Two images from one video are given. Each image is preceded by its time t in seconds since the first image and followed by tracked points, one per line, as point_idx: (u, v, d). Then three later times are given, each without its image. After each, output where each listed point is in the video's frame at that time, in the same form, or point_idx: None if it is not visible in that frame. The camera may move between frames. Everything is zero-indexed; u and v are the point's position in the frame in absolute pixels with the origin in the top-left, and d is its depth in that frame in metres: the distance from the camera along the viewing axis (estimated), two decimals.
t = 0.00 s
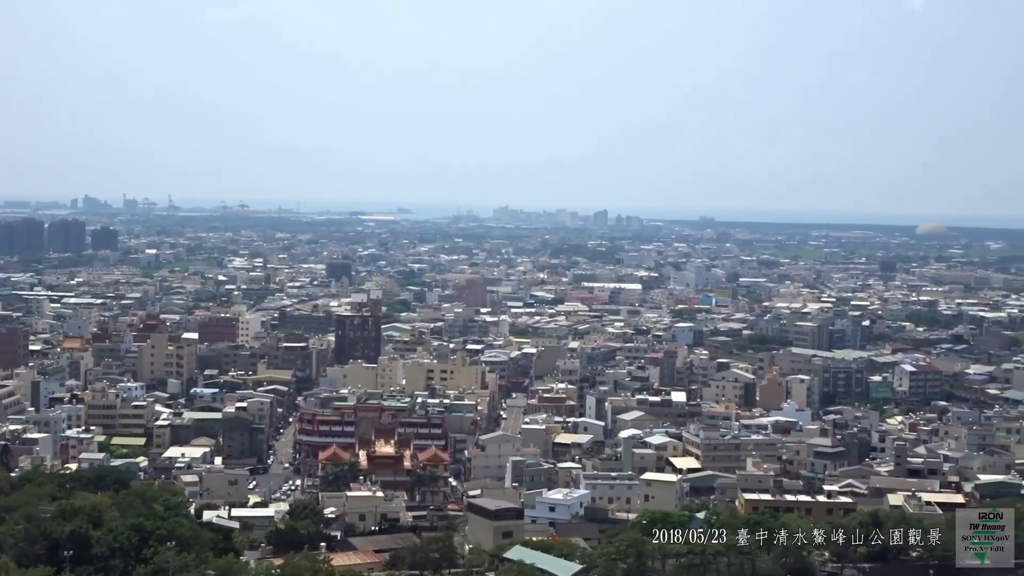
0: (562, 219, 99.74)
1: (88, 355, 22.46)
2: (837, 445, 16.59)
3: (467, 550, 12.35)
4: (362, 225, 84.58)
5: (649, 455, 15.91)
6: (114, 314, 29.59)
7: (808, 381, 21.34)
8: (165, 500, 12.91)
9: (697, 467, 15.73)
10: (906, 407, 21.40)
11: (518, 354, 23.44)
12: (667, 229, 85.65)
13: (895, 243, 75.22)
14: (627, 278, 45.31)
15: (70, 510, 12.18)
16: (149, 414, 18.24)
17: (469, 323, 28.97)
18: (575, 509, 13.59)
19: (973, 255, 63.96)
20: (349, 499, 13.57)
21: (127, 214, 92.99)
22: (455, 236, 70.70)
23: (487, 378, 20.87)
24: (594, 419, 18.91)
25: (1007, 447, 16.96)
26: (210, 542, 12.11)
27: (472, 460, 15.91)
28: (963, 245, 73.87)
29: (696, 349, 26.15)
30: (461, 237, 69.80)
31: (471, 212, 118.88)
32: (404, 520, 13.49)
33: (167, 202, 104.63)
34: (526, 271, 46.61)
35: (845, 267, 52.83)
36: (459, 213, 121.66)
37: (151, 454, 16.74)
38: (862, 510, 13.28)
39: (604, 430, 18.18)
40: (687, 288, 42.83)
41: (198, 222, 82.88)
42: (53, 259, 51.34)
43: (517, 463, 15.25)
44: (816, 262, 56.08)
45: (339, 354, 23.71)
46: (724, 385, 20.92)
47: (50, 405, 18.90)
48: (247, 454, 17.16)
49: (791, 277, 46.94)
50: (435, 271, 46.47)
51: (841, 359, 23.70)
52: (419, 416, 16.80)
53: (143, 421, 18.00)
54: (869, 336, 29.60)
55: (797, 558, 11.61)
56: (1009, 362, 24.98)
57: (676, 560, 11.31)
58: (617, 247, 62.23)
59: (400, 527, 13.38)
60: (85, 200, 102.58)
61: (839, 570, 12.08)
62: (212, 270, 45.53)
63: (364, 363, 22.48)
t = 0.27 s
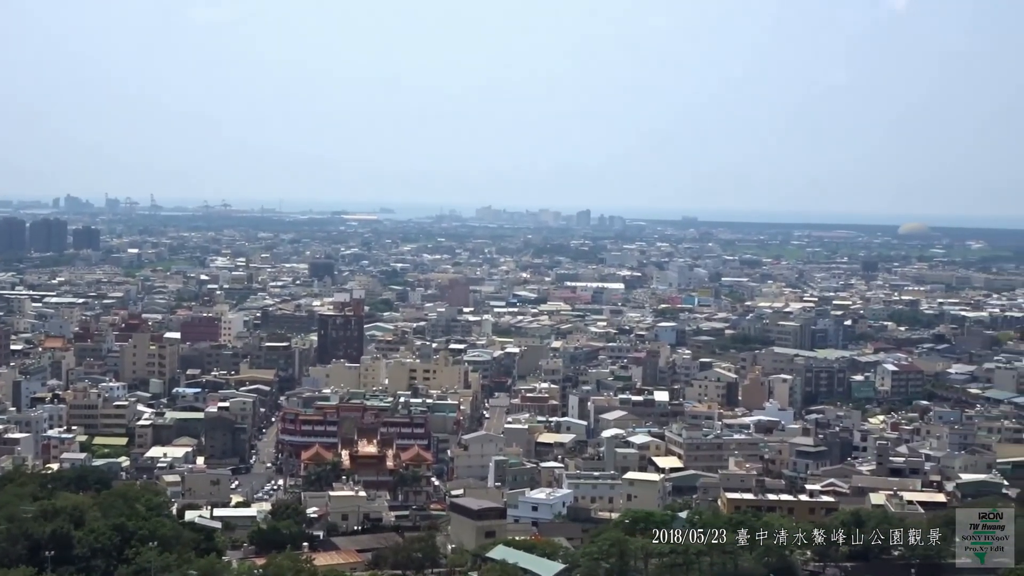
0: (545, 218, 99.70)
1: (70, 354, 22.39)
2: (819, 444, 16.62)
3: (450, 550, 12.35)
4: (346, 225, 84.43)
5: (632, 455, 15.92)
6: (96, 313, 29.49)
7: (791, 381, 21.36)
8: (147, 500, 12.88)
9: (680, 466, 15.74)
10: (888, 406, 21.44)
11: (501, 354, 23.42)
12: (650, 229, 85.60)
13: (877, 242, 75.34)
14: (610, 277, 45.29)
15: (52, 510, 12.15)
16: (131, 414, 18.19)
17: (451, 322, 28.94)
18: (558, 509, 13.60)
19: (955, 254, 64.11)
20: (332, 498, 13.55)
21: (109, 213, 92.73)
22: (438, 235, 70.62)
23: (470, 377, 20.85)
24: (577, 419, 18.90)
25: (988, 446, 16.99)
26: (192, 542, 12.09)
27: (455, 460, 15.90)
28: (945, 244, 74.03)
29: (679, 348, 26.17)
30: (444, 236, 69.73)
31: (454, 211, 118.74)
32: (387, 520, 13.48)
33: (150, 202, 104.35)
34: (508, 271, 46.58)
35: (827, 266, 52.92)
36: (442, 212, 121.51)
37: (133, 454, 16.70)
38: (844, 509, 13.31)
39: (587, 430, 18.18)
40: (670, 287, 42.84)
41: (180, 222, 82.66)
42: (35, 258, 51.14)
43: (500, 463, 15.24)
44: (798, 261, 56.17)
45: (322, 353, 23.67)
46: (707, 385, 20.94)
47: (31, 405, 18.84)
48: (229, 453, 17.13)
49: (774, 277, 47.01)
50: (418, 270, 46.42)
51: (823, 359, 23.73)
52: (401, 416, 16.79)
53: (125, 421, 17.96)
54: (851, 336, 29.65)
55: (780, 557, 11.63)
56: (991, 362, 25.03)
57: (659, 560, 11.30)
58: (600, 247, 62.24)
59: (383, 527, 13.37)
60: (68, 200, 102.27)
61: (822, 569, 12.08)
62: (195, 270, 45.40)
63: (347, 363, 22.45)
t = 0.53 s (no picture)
0: (525, 220, 99.77)
1: (48, 356, 22.33)
2: (799, 444, 16.65)
3: (431, 551, 12.34)
4: (326, 226, 84.39)
5: (612, 455, 15.93)
6: (75, 315, 29.41)
7: (771, 381, 21.41)
8: (126, 502, 12.84)
9: (661, 467, 15.75)
10: (867, 406, 21.49)
11: (481, 355, 23.41)
12: (630, 230, 85.77)
13: (856, 243, 75.55)
14: (590, 278, 45.35)
15: (30, 512, 12.10)
16: (110, 416, 18.15)
17: (432, 323, 28.93)
18: (539, 510, 13.60)
19: (933, 254, 64.35)
20: (312, 500, 13.53)
21: (88, 215, 92.48)
22: (418, 236, 70.63)
23: (450, 378, 20.84)
24: (557, 420, 18.91)
25: (967, 447, 17.04)
26: (172, 544, 12.06)
27: (435, 461, 15.88)
28: (924, 245, 74.31)
29: (659, 349, 26.21)
30: (424, 238, 69.73)
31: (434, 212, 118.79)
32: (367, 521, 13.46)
33: (129, 204, 104.15)
34: (489, 271, 46.62)
35: (807, 267, 53.09)
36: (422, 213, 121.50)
37: (113, 456, 16.66)
38: (823, 509, 13.33)
39: (568, 431, 18.19)
40: (650, 288, 42.91)
41: (159, 223, 82.49)
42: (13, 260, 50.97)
43: (480, 464, 15.23)
44: (778, 262, 56.32)
45: (301, 355, 23.64)
46: (687, 385, 20.96)
47: (10, 407, 18.77)
48: (209, 455, 17.09)
49: (753, 277, 47.11)
50: (398, 271, 46.43)
51: (803, 359, 23.78)
52: (382, 417, 16.77)
53: (104, 423, 17.91)
54: (830, 336, 29.72)
55: (760, 557, 11.66)
56: (970, 362, 25.11)
57: (639, 560, 11.30)
58: (580, 248, 62.32)
59: (363, 529, 13.36)
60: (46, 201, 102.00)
61: (802, 569, 12.09)
62: (174, 272, 45.31)
63: (327, 364, 22.42)
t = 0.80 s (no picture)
0: (504, 220, 99.81)
1: (26, 357, 22.27)
2: (777, 445, 16.68)
3: (410, 552, 12.34)
4: (304, 227, 84.31)
5: (591, 455, 15.94)
6: (52, 317, 29.33)
7: (749, 382, 21.46)
8: (104, 504, 12.80)
9: (640, 467, 15.77)
10: (845, 406, 21.55)
11: (460, 356, 23.41)
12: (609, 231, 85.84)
13: (834, 244, 75.74)
14: (569, 279, 45.38)
15: (8, 514, 12.05)
16: (88, 417, 18.10)
17: (410, 324, 28.91)
18: (518, 511, 13.60)
19: (910, 255, 64.63)
20: (291, 501, 13.52)
21: (65, 216, 92.16)
22: (396, 237, 70.59)
23: (429, 379, 20.83)
24: (536, 420, 18.92)
25: (944, 446, 17.09)
26: (150, 546, 12.03)
27: (414, 462, 15.88)
28: (902, 246, 74.62)
29: (638, 350, 26.25)
30: (403, 239, 69.72)
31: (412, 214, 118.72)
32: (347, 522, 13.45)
33: (106, 205, 103.88)
34: (468, 273, 46.61)
35: (785, 267, 53.21)
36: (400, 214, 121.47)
37: (91, 458, 16.62)
38: (801, 509, 13.36)
39: (547, 431, 18.20)
40: (629, 289, 42.97)
41: (137, 224, 82.29)
42: None
43: (459, 464, 15.23)
44: (756, 263, 56.49)
45: (280, 356, 23.62)
46: (665, 386, 21.00)
47: None
48: (187, 457, 17.06)
49: (731, 278, 47.24)
50: (376, 272, 46.39)
51: (781, 359, 23.84)
52: (360, 418, 16.77)
53: (82, 424, 17.86)
54: (808, 336, 29.80)
55: (739, 557, 11.67)
56: (947, 362, 25.21)
57: (618, 560, 11.32)
58: (559, 249, 62.31)
59: (342, 530, 13.35)
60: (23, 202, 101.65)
61: (780, 569, 12.11)
62: (152, 273, 45.24)
63: (305, 365, 22.40)
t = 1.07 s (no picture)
0: (484, 221, 99.83)
1: (4, 360, 22.20)
2: (758, 445, 16.71)
3: (391, 554, 12.35)
4: (284, 228, 84.21)
5: (571, 456, 15.95)
6: (31, 319, 29.25)
7: (729, 382, 21.50)
8: (84, 507, 12.77)
9: (620, 468, 15.79)
10: (825, 407, 21.60)
11: (440, 357, 23.41)
12: (590, 232, 85.90)
13: (814, 244, 75.92)
14: (549, 280, 45.42)
15: None
16: (67, 420, 18.04)
17: (391, 326, 28.90)
18: (499, 512, 13.61)
19: (889, 255, 64.89)
20: (271, 503, 13.51)
21: (45, 218, 91.90)
22: (376, 239, 70.57)
23: (409, 380, 20.81)
24: (516, 421, 18.92)
25: (923, 446, 17.15)
26: (130, 549, 12.00)
27: (395, 464, 15.87)
28: (880, 247, 74.92)
29: (618, 351, 26.29)
30: (383, 240, 69.68)
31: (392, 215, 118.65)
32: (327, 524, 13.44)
33: (86, 207, 103.62)
34: (448, 274, 46.61)
35: (765, 268, 53.33)
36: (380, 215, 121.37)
37: (70, 461, 16.58)
38: (781, 509, 13.39)
39: (527, 433, 18.20)
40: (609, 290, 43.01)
41: (117, 225, 82.12)
42: None
43: (439, 466, 15.23)
44: (735, 263, 56.60)
45: (260, 358, 23.59)
46: (646, 386, 21.03)
47: None
48: (167, 459, 17.04)
49: (711, 278, 47.35)
50: (357, 274, 46.37)
51: (761, 360, 23.89)
52: (341, 419, 16.76)
53: (61, 427, 17.79)
54: (788, 337, 29.87)
55: (719, 558, 11.70)
56: (925, 362, 25.30)
57: (598, 561, 11.36)
58: (539, 250, 62.33)
59: (323, 532, 13.34)
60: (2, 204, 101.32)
61: (760, 569, 12.14)
62: (131, 274, 45.13)
63: (285, 367, 22.37)
